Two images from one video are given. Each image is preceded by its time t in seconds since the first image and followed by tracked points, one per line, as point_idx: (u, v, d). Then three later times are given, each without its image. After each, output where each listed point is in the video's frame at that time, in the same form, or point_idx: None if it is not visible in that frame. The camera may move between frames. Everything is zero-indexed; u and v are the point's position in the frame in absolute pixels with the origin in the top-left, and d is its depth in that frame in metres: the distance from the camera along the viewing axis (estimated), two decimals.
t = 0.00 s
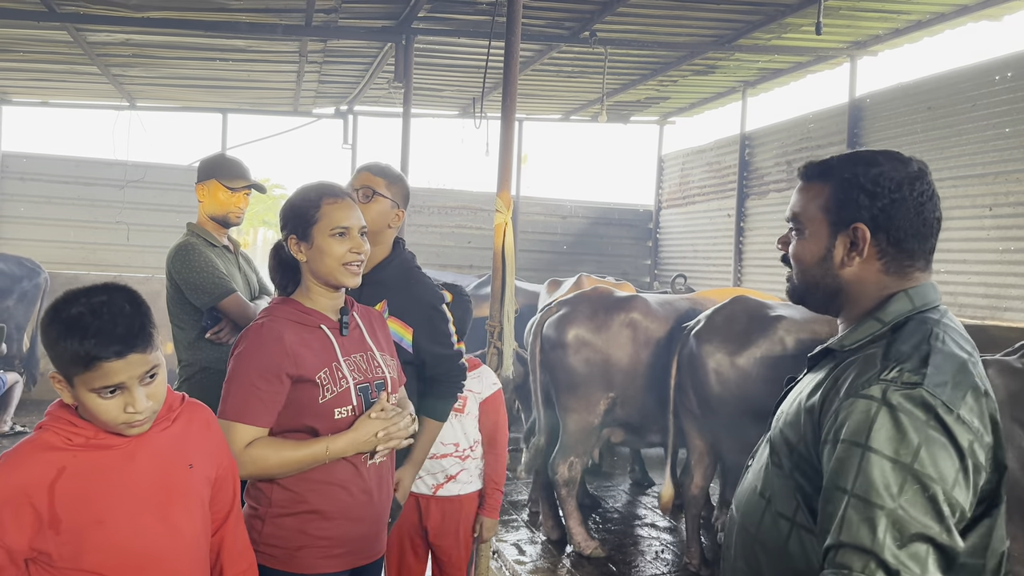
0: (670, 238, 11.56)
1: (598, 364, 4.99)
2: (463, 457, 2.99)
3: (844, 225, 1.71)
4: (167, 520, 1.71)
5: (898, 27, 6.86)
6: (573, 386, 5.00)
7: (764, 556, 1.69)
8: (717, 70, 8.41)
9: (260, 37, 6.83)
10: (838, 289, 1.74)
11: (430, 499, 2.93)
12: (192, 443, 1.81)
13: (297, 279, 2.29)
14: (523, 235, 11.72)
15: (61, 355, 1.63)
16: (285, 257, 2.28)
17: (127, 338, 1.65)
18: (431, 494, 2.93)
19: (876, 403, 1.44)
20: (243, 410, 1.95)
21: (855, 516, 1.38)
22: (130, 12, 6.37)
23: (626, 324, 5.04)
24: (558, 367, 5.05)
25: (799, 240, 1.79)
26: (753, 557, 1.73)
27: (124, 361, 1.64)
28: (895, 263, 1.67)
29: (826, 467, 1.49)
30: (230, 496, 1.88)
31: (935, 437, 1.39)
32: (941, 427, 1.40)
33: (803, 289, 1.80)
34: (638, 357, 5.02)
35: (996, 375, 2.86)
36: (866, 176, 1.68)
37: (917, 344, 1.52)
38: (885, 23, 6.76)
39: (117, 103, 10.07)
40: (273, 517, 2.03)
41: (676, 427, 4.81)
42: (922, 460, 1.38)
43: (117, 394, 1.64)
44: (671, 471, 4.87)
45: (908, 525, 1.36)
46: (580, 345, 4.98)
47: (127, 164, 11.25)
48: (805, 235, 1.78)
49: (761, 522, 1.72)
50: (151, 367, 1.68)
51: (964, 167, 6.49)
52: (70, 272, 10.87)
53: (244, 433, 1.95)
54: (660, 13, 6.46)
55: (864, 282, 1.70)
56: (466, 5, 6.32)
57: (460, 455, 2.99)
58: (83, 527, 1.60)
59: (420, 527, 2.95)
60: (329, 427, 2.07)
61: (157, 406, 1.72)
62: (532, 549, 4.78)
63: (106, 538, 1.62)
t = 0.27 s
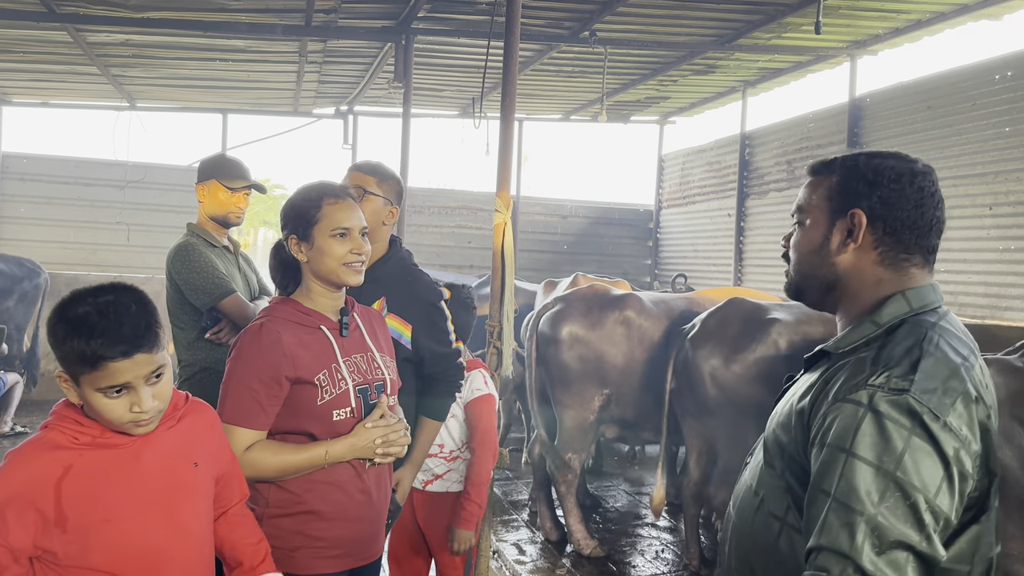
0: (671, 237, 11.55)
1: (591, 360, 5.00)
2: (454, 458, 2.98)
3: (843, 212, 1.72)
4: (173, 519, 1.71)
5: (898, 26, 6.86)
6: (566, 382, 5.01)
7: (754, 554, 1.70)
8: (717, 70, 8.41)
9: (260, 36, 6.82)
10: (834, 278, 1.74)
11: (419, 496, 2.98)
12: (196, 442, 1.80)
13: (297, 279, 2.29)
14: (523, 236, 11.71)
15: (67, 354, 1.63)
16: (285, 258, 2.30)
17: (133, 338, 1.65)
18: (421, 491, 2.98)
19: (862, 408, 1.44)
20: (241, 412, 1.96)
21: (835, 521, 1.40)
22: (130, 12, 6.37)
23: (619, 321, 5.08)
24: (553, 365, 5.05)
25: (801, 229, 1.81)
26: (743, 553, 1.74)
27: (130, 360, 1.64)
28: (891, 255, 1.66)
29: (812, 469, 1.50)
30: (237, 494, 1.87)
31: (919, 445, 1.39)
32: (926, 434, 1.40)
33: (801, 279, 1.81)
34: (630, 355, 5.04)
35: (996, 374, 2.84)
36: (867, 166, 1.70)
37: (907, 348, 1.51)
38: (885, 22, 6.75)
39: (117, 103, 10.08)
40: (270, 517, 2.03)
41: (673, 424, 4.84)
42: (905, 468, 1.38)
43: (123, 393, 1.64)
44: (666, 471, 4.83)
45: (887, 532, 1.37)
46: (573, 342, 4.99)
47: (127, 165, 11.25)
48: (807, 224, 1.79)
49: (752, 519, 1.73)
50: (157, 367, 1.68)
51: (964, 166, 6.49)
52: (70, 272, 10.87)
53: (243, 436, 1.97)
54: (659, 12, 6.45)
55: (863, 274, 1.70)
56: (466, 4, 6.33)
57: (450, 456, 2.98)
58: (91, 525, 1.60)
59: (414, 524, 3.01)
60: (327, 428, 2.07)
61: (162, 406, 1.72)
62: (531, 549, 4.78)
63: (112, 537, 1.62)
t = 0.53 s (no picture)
0: (670, 237, 11.54)
1: (586, 358, 5.03)
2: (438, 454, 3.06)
3: (840, 210, 1.71)
4: (171, 514, 1.71)
5: (898, 25, 6.85)
6: (560, 378, 5.07)
7: (748, 549, 1.70)
8: (716, 69, 8.40)
9: (259, 37, 6.81)
10: (835, 276, 1.74)
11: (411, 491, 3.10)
12: (194, 440, 1.80)
13: (295, 279, 2.28)
14: (523, 236, 11.71)
15: (79, 348, 1.63)
16: (282, 259, 2.29)
17: (146, 334, 1.66)
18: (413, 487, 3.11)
19: (879, 405, 1.44)
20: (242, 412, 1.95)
21: (851, 516, 1.39)
22: (129, 13, 6.37)
23: (615, 319, 5.09)
24: (547, 362, 5.10)
25: (799, 231, 1.80)
26: (738, 549, 1.73)
27: (143, 356, 1.64)
28: (892, 248, 1.67)
29: (822, 466, 1.49)
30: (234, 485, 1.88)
31: (935, 442, 1.39)
32: (943, 432, 1.40)
33: (802, 281, 1.80)
34: (626, 352, 5.05)
35: (996, 374, 2.83)
36: (862, 163, 1.71)
37: (921, 344, 1.51)
38: (884, 21, 6.75)
39: (116, 104, 10.07)
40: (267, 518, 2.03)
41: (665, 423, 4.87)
42: (923, 465, 1.38)
43: (131, 388, 1.63)
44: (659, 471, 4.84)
45: (902, 528, 1.37)
46: (567, 339, 5.04)
47: (127, 165, 11.24)
48: (805, 226, 1.78)
49: (747, 514, 1.72)
50: (166, 364, 1.68)
51: (964, 165, 6.48)
52: (70, 273, 10.87)
53: (243, 438, 1.95)
54: (658, 12, 6.45)
55: (863, 269, 1.70)
56: (464, 4, 6.32)
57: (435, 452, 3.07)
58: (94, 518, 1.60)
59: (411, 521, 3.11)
60: (325, 428, 2.07)
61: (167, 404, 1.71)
62: (531, 548, 4.78)
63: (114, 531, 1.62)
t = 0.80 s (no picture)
0: (670, 237, 11.54)
1: (582, 357, 5.04)
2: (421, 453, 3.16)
3: (844, 202, 1.71)
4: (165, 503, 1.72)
5: (897, 24, 6.85)
6: (556, 378, 5.07)
7: (750, 551, 1.68)
8: (715, 69, 8.40)
9: (258, 36, 6.80)
10: (833, 270, 1.74)
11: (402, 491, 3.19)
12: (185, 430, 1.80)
13: (294, 278, 2.29)
14: (522, 236, 11.71)
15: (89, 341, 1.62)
16: (280, 257, 2.29)
17: (156, 325, 1.65)
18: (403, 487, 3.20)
19: (894, 403, 1.44)
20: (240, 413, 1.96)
21: (870, 517, 1.39)
22: (128, 13, 6.37)
23: (611, 319, 5.11)
24: (543, 361, 5.11)
25: (799, 223, 1.80)
26: (738, 552, 1.72)
27: (152, 347, 1.63)
28: (890, 247, 1.67)
29: (833, 466, 1.48)
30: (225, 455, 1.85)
31: (951, 439, 1.40)
32: (957, 429, 1.41)
33: (798, 272, 1.80)
34: (621, 351, 5.08)
35: (995, 373, 2.82)
36: (869, 160, 1.70)
37: (926, 343, 1.51)
38: (884, 20, 6.74)
39: (115, 104, 10.07)
40: (265, 519, 2.03)
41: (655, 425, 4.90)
42: (940, 462, 1.38)
43: (139, 379, 1.63)
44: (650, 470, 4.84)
45: (923, 526, 1.37)
46: (564, 339, 5.04)
47: (126, 166, 11.24)
48: (806, 217, 1.78)
49: (747, 516, 1.71)
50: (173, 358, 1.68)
51: (963, 165, 6.48)
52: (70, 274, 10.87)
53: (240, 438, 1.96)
54: (656, 11, 6.44)
55: (861, 265, 1.70)
56: (463, 4, 6.32)
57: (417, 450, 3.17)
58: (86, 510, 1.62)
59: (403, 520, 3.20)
60: (322, 429, 2.07)
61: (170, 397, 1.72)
62: (530, 548, 4.78)
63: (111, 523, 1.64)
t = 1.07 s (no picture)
0: (669, 236, 11.54)
1: (579, 357, 5.05)
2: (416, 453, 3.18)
3: (827, 206, 1.71)
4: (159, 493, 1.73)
5: (896, 23, 6.85)
6: (553, 378, 5.08)
7: (750, 552, 1.68)
8: (714, 68, 8.40)
9: (257, 37, 6.80)
10: (820, 273, 1.74)
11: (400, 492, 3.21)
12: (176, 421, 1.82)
13: (294, 279, 2.29)
14: (522, 235, 11.72)
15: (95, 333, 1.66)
16: (280, 259, 2.29)
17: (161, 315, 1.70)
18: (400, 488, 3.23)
19: (895, 400, 1.44)
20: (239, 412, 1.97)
21: (878, 514, 1.39)
22: (127, 13, 6.37)
23: (607, 318, 5.13)
24: (541, 361, 5.11)
25: (783, 226, 1.79)
26: (738, 552, 1.72)
27: (158, 335, 1.68)
28: (876, 248, 1.67)
29: (836, 464, 1.48)
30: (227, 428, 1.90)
31: (953, 433, 1.41)
32: (958, 422, 1.41)
33: (784, 275, 1.79)
34: (618, 350, 5.10)
35: (995, 372, 2.82)
36: (849, 161, 1.70)
37: (921, 338, 1.52)
38: (883, 19, 6.74)
39: (115, 104, 10.08)
40: (263, 518, 2.03)
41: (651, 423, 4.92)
42: (943, 456, 1.39)
43: (147, 368, 1.68)
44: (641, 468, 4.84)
45: (931, 520, 1.38)
46: (561, 339, 5.05)
47: (126, 166, 11.24)
48: (790, 221, 1.77)
49: (746, 516, 1.70)
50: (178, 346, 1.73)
51: (962, 164, 6.48)
52: (70, 274, 10.88)
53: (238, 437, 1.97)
54: (655, 10, 6.44)
55: (848, 267, 1.70)
56: (462, 4, 6.32)
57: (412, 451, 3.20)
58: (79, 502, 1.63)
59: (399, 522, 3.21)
60: (321, 428, 2.07)
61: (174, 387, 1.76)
62: (530, 548, 4.77)
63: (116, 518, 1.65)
